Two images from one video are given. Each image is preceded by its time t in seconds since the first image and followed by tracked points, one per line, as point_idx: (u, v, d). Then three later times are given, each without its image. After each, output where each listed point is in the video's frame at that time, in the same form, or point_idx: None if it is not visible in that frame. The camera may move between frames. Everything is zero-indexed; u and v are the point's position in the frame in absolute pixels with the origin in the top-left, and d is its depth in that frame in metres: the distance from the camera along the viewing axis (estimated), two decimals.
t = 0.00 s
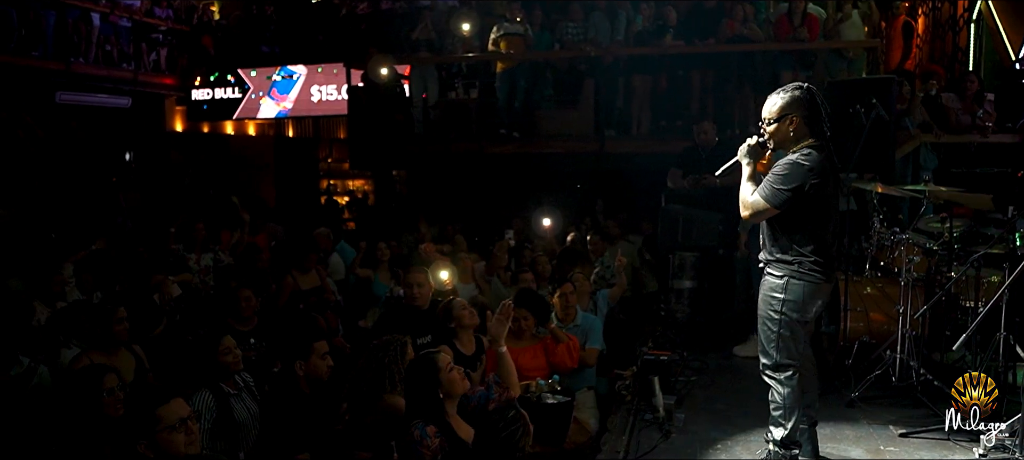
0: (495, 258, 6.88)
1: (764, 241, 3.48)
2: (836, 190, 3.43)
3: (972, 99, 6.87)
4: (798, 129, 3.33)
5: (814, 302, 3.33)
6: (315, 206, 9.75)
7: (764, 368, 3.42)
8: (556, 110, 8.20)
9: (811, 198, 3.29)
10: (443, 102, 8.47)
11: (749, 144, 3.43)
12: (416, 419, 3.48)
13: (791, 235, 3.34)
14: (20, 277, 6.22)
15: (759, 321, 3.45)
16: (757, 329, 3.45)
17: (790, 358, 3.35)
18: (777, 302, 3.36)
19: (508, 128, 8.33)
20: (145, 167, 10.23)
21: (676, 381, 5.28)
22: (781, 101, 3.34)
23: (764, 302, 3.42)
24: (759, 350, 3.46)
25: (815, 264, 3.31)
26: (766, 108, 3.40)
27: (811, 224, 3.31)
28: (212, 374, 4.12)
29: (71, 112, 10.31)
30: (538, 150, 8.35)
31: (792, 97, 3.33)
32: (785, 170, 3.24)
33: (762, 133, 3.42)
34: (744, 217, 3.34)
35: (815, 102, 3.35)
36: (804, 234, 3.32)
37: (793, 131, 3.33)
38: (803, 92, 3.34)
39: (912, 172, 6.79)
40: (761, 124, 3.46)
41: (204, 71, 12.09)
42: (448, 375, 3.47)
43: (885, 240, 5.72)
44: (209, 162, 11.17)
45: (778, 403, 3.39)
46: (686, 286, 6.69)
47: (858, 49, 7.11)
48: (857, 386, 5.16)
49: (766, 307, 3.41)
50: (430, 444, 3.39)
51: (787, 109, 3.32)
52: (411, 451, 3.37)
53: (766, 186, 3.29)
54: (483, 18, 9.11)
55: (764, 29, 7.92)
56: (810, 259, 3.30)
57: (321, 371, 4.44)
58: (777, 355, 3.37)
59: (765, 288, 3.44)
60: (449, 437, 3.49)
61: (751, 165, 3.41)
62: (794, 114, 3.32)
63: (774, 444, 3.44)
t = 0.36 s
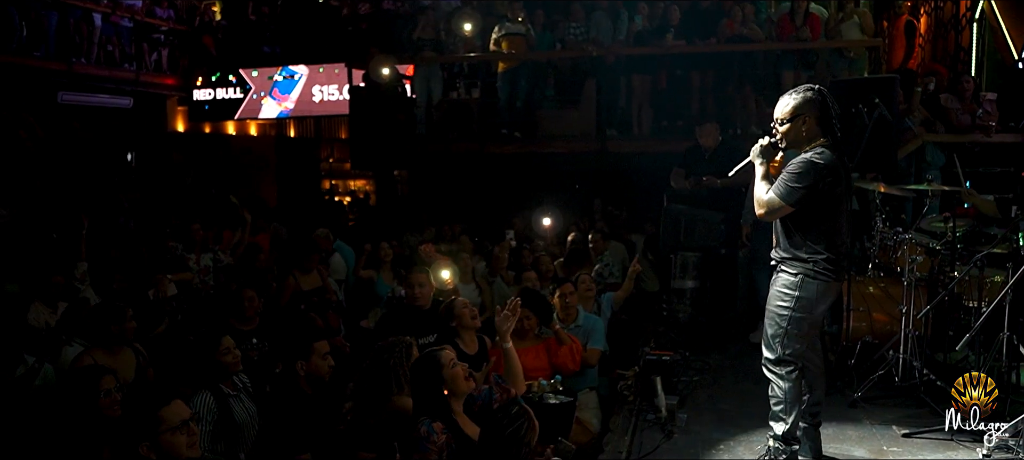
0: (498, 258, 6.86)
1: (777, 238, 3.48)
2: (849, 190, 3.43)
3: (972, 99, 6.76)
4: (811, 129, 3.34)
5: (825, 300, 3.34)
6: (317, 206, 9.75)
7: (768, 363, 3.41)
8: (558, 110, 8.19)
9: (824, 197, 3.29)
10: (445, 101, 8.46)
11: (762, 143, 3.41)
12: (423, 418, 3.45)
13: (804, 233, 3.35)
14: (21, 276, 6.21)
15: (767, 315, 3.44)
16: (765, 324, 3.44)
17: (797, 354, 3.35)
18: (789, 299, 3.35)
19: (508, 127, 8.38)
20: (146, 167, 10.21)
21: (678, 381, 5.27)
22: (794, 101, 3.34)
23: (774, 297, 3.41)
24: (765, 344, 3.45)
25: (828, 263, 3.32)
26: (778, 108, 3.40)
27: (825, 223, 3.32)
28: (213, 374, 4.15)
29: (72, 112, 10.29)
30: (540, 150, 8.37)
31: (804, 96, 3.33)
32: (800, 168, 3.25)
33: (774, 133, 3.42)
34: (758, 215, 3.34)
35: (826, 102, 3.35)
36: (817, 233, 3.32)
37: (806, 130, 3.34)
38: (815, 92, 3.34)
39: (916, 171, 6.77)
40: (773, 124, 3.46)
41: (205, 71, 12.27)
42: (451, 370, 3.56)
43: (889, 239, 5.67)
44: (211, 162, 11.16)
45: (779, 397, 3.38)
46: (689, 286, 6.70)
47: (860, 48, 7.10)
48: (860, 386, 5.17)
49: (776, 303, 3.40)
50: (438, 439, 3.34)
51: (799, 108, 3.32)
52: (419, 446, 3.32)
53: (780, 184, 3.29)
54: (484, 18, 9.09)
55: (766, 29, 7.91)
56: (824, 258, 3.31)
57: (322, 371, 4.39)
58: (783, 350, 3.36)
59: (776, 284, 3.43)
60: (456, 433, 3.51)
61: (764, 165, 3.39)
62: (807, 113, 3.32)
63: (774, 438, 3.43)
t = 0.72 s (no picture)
0: (500, 259, 6.86)
1: (777, 241, 3.49)
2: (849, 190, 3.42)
3: (974, 100, 6.71)
4: (812, 130, 3.34)
5: (826, 302, 3.35)
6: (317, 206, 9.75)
7: (772, 366, 3.43)
8: (560, 111, 8.18)
9: (826, 198, 3.29)
10: (447, 102, 8.50)
11: (762, 146, 3.43)
12: (428, 418, 3.41)
13: (805, 235, 3.35)
14: (22, 277, 6.20)
15: (769, 319, 3.45)
16: (767, 327, 3.45)
17: (800, 357, 3.36)
18: (791, 302, 3.37)
19: (509, 128, 8.42)
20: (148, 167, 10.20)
21: (679, 381, 5.27)
22: (792, 103, 3.34)
23: (776, 300, 3.42)
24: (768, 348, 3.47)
25: (829, 264, 3.32)
26: (775, 111, 3.41)
27: (825, 224, 3.32)
28: (216, 373, 4.10)
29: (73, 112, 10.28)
30: (542, 150, 8.42)
31: (802, 98, 3.34)
32: (806, 169, 3.23)
33: (774, 135, 3.43)
34: (765, 218, 3.33)
35: (824, 103, 3.36)
36: (819, 235, 3.33)
37: (807, 132, 3.34)
38: (813, 93, 3.35)
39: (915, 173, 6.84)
40: (772, 127, 3.47)
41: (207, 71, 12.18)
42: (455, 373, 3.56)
43: (889, 240, 5.68)
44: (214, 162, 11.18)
45: (783, 400, 3.40)
46: (689, 287, 6.49)
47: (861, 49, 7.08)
48: (860, 387, 5.19)
49: (779, 306, 3.41)
50: (447, 440, 3.33)
51: (799, 110, 3.33)
52: (426, 447, 3.31)
53: (785, 186, 3.28)
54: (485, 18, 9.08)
55: (768, 30, 7.89)
56: (824, 260, 3.32)
57: (323, 371, 4.39)
58: (786, 353, 3.38)
59: (778, 287, 3.44)
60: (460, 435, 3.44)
61: (766, 167, 3.40)
62: (807, 115, 3.33)
63: (778, 441, 3.45)
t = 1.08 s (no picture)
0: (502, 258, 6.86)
1: (781, 241, 3.46)
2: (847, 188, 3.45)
3: (977, 99, 6.62)
4: (811, 128, 3.34)
5: (832, 303, 3.36)
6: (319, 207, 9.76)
7: (777, 369, 3.40)
8: (561, 111, 8.20)
9: (829, 197, 3.31)
10: (449, 102, 8.50)
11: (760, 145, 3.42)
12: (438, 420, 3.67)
13: (812, 236, 3.33)
14: (24, 277, 6.19)
15: (775, 320, 3.42)
16: (773, 329, 3.43)
17: (805, 359, 3.36)
18: (799, 303, 3.35)
19: (511, 128, 8.42)
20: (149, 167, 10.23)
21: (680, 381, 5.27)
22: (792, 101, 3.34)
23: (783, 302, 3.40)
24: (773, 350, 3.44)
25: (835, 265, 3.33)
26: (773, 109, 3.40)
27: (830, 224, 3.33)
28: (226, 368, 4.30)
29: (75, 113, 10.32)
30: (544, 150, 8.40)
31: (801, 95, 3.34)
32: (811, 167, 3.24)
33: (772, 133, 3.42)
34: (773, 218, 3.28)
35: (823, 101, 3.38)
36: (826, 235, 3.33)
37: (807, 129, 3.34)
38: (812, 92, 3.36)
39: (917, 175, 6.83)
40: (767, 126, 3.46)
41: (207, 71, 12.41)
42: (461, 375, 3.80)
43: (891, 240, 5.68)
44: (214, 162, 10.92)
45: (787, 402, 3.39)
46: (691, 287, 6.52)
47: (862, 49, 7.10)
48: (861, 387, 5.18)
49: (786, 307, 3.38)
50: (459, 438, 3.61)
51: (800, 107, 3.33)
52: (440, 445, 3.55)
53: (791, 184, 3.27)
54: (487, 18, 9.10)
55: (769, 29, 7.89)
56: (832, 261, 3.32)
57: (325, 371, 4.33)
58: (792, 355, 3.37)
59: (785, 289, 3.41)
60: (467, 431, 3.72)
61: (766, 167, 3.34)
62: (808, 112, 3.33)
63: (780, 443, 3.45)
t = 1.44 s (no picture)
0: (503, 258, 6.85)
1: (783, 244, 3.44)
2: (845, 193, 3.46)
3: (980, 99, 6.80)
4: (812, 130, 3.35)
5: (831, 308, 3.36)
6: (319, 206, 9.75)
7: (771, 372, 3.38)
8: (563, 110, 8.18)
9: (831, 201, 3.31)
10: (451, 102, 8.48)
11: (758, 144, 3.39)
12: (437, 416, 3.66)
13: (816, 239, 3.33)
14: (25, 277, 6.17)
15: (773, 323, 3.40)
16: (770, 332, 3.40)
17: (798, 364, 3.37)
18: (801, 307, 3.33)
19: (513, 127, 8.40)
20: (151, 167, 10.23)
21: (682, 381, 5.26)
22: (795, 103, 3.34)
23: (784, 305, 3.38)
24: (768, 352, 3.42)
25: (838, 271, 3.34)
26: (775, 109, 3.40)
27: (833, 229, 3.33)
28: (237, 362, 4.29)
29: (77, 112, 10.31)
30: (547, 150, 8.44)
31: (804, 98, 3.35)
32: (812, 170, 3.25)
33: (772, 135, 3.41)
34: (768, 216, 3.28)
35: (823, 105, 3.39)
36: (829, 240, 3.33)
37: (808, 132, 3.34)
38: (815, 95, 3.37)
39: (919, 172, 6.82)
40: (767, 126, 3.46)
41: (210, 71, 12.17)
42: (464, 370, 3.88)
43: (893, 240, 5.70)
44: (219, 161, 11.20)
45: (779, 405, 3.39)
46: (692, 286, 6.74)
47: (864, 48, 7.20)
48: (863, 387, 5.16)
49: (787, 310, 3.37)
50: (462, 434, 3.63)
51: (802, 110, 3.33)
52: (446, 441, 3.58)
53: (790, 184, 3.27)
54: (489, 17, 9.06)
55: (771, 29, 7.88)
56: (836, 266, 3.33)
57: (327, 371, 4.38)
58: (788, 359, 3.36)
59: (786, 291, 3.39)
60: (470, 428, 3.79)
61: (765, 164, 3.32)
62: (809, 115, 3.33)
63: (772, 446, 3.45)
